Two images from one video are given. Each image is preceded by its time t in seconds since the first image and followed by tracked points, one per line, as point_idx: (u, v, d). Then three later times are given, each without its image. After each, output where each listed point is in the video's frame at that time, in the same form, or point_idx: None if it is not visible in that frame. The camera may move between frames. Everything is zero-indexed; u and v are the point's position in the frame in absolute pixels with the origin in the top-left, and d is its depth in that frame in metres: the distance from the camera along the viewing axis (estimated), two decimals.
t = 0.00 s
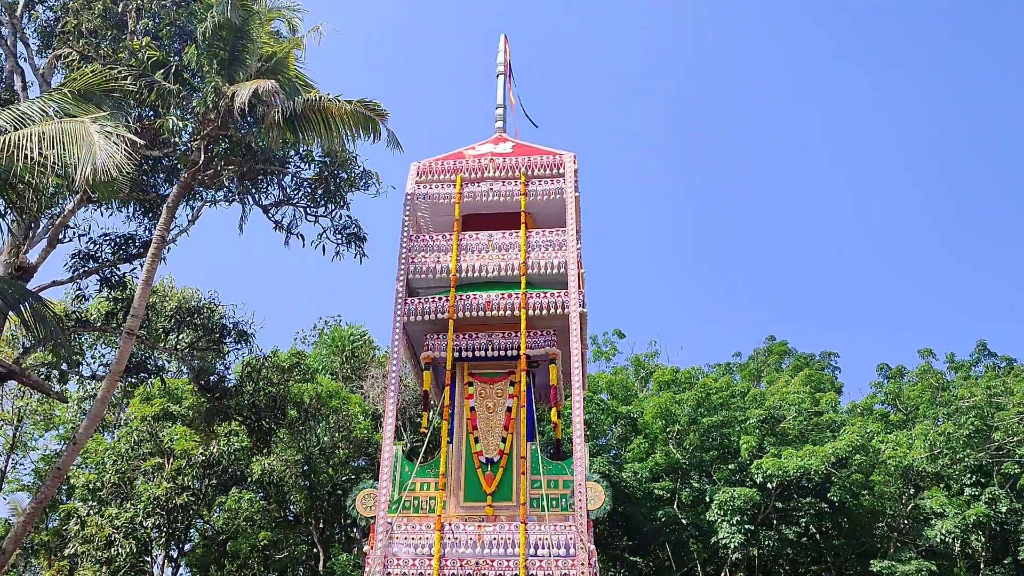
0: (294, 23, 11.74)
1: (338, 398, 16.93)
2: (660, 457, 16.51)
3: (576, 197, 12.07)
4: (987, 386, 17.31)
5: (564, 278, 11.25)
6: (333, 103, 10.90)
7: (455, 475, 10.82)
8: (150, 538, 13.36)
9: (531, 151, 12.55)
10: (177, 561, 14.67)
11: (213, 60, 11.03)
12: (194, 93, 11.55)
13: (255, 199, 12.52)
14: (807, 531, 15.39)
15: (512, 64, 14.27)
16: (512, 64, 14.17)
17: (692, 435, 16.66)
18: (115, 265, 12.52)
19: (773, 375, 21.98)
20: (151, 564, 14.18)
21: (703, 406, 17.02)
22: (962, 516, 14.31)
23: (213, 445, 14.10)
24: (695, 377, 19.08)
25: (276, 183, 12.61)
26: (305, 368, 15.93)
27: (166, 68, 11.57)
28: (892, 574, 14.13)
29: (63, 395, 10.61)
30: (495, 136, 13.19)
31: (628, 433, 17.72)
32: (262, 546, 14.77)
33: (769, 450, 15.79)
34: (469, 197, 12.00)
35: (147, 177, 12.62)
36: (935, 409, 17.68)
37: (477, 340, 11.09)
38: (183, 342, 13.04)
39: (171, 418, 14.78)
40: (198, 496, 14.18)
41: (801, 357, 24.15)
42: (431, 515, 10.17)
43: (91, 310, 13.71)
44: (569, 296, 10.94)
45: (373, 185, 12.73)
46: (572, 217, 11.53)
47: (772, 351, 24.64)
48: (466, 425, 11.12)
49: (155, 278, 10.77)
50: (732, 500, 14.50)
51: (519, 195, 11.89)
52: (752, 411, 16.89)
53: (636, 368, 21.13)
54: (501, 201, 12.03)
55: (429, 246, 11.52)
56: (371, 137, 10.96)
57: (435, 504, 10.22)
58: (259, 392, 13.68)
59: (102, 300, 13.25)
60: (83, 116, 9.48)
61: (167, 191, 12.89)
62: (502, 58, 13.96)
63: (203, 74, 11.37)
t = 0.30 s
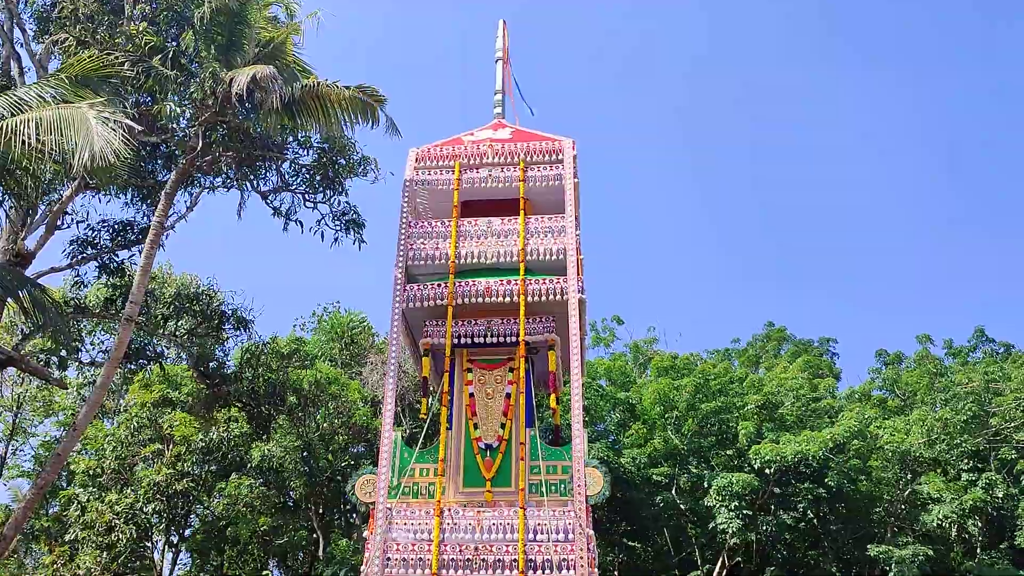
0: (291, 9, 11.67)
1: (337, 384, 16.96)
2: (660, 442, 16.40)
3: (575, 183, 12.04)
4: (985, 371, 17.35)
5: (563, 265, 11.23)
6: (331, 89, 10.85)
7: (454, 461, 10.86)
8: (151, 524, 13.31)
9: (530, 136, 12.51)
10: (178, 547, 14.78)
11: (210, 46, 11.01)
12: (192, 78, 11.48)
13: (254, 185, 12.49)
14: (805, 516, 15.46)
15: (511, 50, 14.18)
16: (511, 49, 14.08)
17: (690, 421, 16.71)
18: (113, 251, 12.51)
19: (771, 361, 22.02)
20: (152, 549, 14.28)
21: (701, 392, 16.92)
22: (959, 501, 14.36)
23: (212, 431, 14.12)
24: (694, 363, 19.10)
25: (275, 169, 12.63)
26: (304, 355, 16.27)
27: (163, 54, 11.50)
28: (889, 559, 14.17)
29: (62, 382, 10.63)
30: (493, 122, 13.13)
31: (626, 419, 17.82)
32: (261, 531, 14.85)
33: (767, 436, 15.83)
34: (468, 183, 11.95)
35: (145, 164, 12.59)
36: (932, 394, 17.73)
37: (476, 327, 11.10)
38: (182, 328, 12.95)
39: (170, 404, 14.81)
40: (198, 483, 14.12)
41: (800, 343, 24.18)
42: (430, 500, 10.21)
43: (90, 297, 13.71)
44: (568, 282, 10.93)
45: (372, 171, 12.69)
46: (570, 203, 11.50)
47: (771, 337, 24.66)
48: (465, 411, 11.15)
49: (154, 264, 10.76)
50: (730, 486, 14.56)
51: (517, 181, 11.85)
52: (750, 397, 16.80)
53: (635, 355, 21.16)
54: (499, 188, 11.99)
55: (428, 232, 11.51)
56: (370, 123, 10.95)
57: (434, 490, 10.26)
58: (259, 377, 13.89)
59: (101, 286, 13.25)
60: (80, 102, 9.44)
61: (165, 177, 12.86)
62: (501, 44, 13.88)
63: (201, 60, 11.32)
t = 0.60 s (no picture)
0: None
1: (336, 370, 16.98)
2: (658, 428, 16.61)
3: (574, 169, 11.99)
4: (983, 357, 17.37)
5: (562, 251, 11.21)
6: (330, 74, 10.79)
7: (453, 446, 10.89)
8: (152, 509, 13.42)
9: (529, 122, 12.46)
10: (178, 532, 14.87)
11: (207, 30, 10.84)
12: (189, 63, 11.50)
13: (252, 171, 12.47)
14: (802, 501, 15.53)
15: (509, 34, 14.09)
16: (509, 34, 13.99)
17: (689, 407, 16.75)
18: (112, 238, 12.49)
19: (770, 347, 22.05)
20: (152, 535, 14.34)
21: (700, 376, 16.98)
22: (957, 486, 14.40)
23: (212, 416, 14.12)
24: (693, 349, 19.12)
25: (273, 155, 12.57)
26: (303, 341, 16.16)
27: (161, 38, 11.51)
28: (887, 543, 14.20)
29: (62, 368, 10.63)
30: (492, 108, 13.06)
31: (625, 405, 17.86)
32: (261, 517, 14.93)
33: (766, 421, 15.86)
34: (467, 169, 11.91)
35: (143, 150, 12.53)
36: (930, 380, 17.76)
37: (475, 313, 11.09)
38: (181, 314, 12.96)
39: (170, 390, 14.83)
40: (198, 468, 14.26)
41: (799, 329, 24.21)
42: (429, 486, 10.24)
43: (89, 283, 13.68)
44: (567, 268, 10.91)
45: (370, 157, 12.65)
46: (570, 189, 11.46)
47: (770, 323, 24.68)
48: (464, 397, 11.17)
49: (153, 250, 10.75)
50: (729, 471, 14.59)
51: (516, 167, 11.80)
52: (748, 383, 16.93)
53: (634, 340, 21.19)
54: (498, 173, 11.95)
55: (427, 218, 11.48)
56: (368, 108, 10.90)
57: (433, 475, 10.30)
58: (258, 364, 13.81)
59: (100, 272, 13.24)
60: (78, 87, 9.38)
61: (163, 163, 12.80)
62: (499, 28, 13.79)
63: (198, 45, 11.27)
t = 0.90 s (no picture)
0: None
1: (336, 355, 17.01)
2: (655, 413, 16.56)
3: (573, 154, 11.95)
4: (981, 342, 17.41)
5: (560, 236, 11.19)
6: (328, 60, 10.74)
7: (452, 431, 10.92)
8: (151, 495, 13.40)
9: (527, 107, 12.41)
10: (178, 517, 14.97)
11: (205, 15, 10.85)
12: (186, 48, 11.44)
13: (250, 156, 12.34)
14: (800, 486, 15.63)
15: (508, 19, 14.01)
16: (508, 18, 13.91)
17: (687, 392, 16.78)
18: (110, 223, 12.47)
19: (768, 333, 22.08)
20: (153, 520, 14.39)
21: (698, 362, 17.10)
22: (953, 471, 14.44)
23: (211, 402, 14.18)
24: (691, 335, 19.15)
25: (271, 140, 12.48)
26: (300, 326, 16.09)
27: (157, 22, 11.41)
28: (882, 527, 14.29)
29: (61, 354, 10.63)
30: (491, 93, 13.01)
31: (623, 390, 17.91)
32: (260, 502, 15.00)
33: (763, 406, 15.91)
34: (465, 154, 11.87)
35: (140, 135, 12.46)
36: (928, 365, 17.81)
37: (473, 299, 11.08)
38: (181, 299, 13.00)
39: (169, 375, 14.81)
40: (197, 454, 14.29)
41: (797, 314, 24.25)
42: (428, 470, 10.29)
43: (87, 268, 13.67)
44: (565, 254, 10.90)
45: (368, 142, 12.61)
46: (568, 175, 11.43)
47: (768, 309, 24.69)
48: (463, 382, 11.18)
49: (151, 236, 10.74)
50: (727, 456, 14.64)
51: (515, 153, 11.77)
52: (746, 368, 16.94)
53: (632, 326, 21.22)
54: (497, 159, 11.91)
55: (425, 204, 11.45)
56: (366, 94, 10.89)
57: (432, 460, 10.34)
58: (257, 349, 13.86)
59: (98, 258, 13.23)
60: (75, 72, 9.33)
61: (161, 148, 12.74)
62: (498, 13, 13.72)
63: (195, 29, 11.20)
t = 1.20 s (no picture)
0: None
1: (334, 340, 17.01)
2: (654, 398, 16.47)
3: (572, 139, 11.90)
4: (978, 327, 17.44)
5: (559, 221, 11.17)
6: (326, 44, 10.65)
7: (451, 416, 10.94)
8: (151, 478, 13.49)
9: (526, 91, 12.35)
10: (178, 501, 15.03)
11: None
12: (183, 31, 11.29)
13: (248, 141, 12.31)
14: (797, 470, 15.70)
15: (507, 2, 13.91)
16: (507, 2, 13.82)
17: (685, 377, 16.83)
18: (107, 208, 12.42)
19: (767, 318, 22.11)
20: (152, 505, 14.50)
21: (696, 347, 17.14)
22: (950, 455, 14.48)
23: (210, 386, 14.18)
24: (689, 320, 19.18)
25: (268, 125, 12.40)
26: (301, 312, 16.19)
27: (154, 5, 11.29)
28: (879, 511, 14.41)
29: (60, 337, 10.63)
30: (489, 77, 12.94)
31: (621, 375, 17.96)
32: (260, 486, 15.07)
33: (761, 391, 15.96)
34: (463, 139, 11.82)
35: (137, 119, 12.39)
36: (926, 350, 17.85)
37: (472, 284, 11.07)
38: (178, 285, 13.02)
39: (168, 360, 14.79)
40: (197, 438, 14.42)
41: (795, 299, 24.27)
42: (426, 455, 10.32)
43: (85, 253, 13.67)
44: (564, 239, 10.88)
45: (366, 126, 12.54)
46: (567, 159, 11.39)
47: (767, 294, 24.72)
48: (461, 367, 11.19)
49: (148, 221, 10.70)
50: (725, 440, 14.69)
51: (514, 137, 11.72)
52: (744, 353, 16.95)
53: (631, 311, 21.25)
54: (496, 143, 11.86)
55: (424, 189, 11.42)
56: (364, 78, 10.84)
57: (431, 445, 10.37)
58: (255, 334, 13.66)
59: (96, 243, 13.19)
60: (71, 56, 9.28)
61: (158, 132, 12.66)
62: None
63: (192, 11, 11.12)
